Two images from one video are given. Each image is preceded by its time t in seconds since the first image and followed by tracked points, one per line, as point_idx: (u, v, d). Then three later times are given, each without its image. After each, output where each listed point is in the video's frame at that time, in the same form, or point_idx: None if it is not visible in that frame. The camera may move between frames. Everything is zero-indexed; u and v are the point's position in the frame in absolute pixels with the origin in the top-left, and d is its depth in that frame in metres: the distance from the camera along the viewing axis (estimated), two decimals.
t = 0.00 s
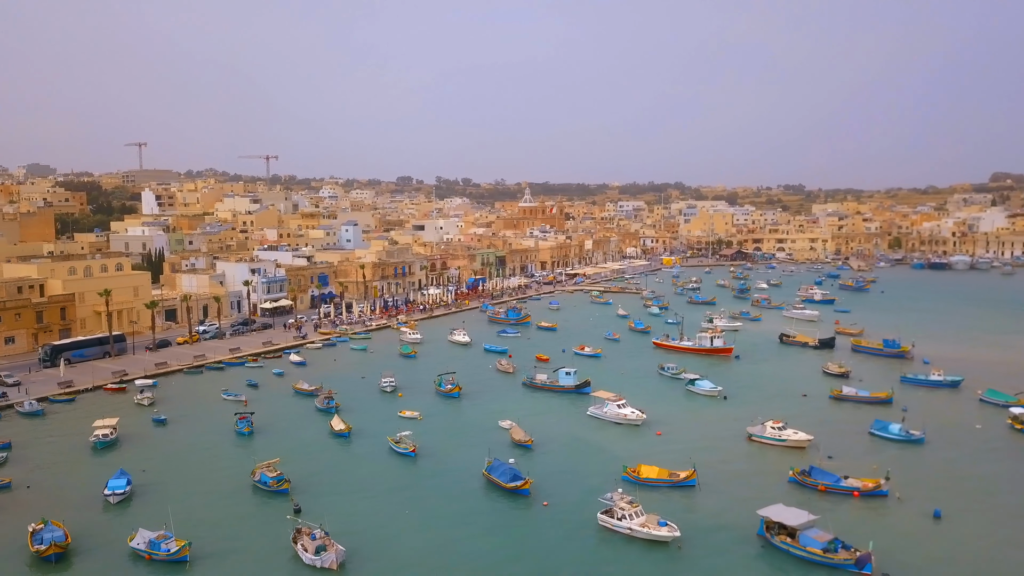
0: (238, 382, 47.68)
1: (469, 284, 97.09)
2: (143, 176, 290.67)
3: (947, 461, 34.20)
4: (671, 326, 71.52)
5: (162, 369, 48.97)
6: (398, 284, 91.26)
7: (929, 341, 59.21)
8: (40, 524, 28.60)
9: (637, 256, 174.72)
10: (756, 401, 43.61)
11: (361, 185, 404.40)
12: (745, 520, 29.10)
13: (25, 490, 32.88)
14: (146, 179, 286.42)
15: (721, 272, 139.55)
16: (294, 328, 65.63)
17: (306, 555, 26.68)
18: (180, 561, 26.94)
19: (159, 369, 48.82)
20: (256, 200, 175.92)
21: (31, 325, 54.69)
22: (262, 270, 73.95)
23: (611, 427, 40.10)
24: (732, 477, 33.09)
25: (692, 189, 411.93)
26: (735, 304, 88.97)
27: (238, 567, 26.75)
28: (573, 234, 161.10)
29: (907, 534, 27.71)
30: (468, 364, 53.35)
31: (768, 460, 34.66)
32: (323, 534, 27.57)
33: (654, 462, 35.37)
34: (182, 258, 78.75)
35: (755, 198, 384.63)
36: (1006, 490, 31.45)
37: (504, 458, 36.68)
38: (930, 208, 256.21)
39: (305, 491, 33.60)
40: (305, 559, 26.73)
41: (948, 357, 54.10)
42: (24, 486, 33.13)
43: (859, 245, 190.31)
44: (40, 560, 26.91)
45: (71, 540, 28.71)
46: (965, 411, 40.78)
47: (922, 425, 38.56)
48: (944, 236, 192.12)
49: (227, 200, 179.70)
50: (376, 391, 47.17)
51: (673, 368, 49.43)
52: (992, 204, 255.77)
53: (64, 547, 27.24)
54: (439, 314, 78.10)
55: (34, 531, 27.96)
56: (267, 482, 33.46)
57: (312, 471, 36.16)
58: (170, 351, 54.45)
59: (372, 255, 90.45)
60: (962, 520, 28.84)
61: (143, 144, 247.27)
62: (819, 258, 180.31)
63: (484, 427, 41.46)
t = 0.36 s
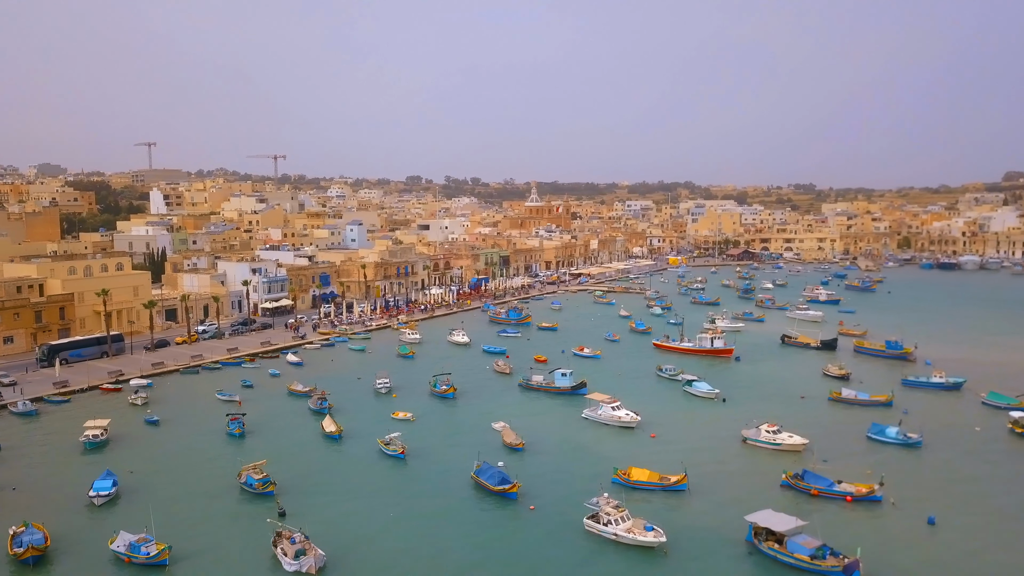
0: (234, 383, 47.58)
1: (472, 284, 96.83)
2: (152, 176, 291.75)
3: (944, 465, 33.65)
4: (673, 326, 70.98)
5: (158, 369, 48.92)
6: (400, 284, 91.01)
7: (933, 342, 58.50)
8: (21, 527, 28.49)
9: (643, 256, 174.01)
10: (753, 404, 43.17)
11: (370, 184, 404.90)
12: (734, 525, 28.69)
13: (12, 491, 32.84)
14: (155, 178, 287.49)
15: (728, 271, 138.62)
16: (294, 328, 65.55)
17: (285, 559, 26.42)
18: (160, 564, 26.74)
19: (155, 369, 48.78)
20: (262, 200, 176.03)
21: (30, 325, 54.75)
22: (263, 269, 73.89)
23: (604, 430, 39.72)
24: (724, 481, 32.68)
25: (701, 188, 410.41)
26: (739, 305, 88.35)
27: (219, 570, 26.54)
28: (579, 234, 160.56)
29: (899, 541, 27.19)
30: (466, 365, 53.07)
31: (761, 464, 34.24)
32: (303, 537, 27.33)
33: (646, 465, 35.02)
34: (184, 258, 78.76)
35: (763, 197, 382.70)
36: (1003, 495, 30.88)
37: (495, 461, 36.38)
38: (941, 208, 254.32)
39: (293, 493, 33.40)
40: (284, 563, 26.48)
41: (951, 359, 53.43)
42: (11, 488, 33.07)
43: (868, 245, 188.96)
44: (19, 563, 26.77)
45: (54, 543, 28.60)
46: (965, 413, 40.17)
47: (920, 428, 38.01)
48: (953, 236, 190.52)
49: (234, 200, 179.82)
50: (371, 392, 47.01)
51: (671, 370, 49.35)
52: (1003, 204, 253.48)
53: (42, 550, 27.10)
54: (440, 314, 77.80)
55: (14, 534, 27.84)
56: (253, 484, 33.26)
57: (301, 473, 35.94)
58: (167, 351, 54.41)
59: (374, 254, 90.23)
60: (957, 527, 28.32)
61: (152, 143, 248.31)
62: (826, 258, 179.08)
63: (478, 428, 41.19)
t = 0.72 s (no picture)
0: (228, 384, 47.54)
1: (475, 284, 96.62)
2: (161, 176, 293.16)
3: (940, 471, 33.13)
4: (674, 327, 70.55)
5: (154, 369, 48.93)
6: (403, 284, 90.91)
7: (936, 344, 57.84)
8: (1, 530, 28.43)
9: (650, 256, 173.36)
10: (749, 408, 42.79)
11: (379, 184, 405.62)
12: (722, 530, 28.32)
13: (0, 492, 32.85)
14: (164, 177, 288.86)
15: (734, 272, 137.82)
16: (293, 328, 65.45)
17: (263, 562, 26.20)
18: (138, 568, 26.63)
19: (152, 369, 48.79)
20: (270, 200, 176.38)
21: (29, 324, 54.84)
22: (264, 269, 73.87)
23: (597, 432, 39.45)
24: (715, 486, 32.23)
25: (710, 188, 408.77)
26: (744, 306, 87.80)
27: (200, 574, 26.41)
28: (584, 234, 159.95)
29: (890, 548, 26.77)
30: (463, 367, 52.89)
31: (753, 469, 33.78)
32: (282, 542, 27.08)
33: (637, 468, 34.70)
34: (186, 258, 78.94)
35: (773, 197, 380.74)
36: (999, 503, 30.31)
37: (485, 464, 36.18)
38: (951, 208, 252.06)
39: (280, 496, 33.17)
40: (262, 567, 26.20)
41: (954, 361, 52.83)
42: None
43: (877, 245, 187.60)
44: None
45: (36, 545, 28.50)
46: (965, 418, 39.53)
47: (918, 434, 37.41)
48: (964, 236, 188.76)
49: (241, 201, 180.30)
50: (366, 393, 46.87)
51: (669, 372, 49.08)
52: (1015, 204, 251.29)
53: (20, 552, 27.04)
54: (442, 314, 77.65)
55: None
56: (238, 487, 33.07)
57: (290, 474, 35.80)
58: (165, 351, 54.45)
59: (377, 254, 90.13)
60: (949, 534, 27.88)
61: (163, 143, 249.52)
62: (835, 259, 177.86)
63: (470, 430, 40.96)
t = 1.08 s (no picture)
0: (224, 384, 47.47)
1: (478, 284, 96.41)
2: (172, 176, 294.88)
3: (935, 475, 32.65)
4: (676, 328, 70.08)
5: (151, 369, 48.93)
6: (406, 284, 90.81)
7: (940, 346, 57.16)
8: None
9: (657, 256, 172.75)
10: (746, 410, 42.35)
11: (389, 184, 406.43)
12: (709, 535, 27.95)
13: None
14: (174, 178, 290.54)
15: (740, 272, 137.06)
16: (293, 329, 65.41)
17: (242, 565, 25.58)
18: (116, 571, 26.51)
19: (148, 369, 48.80)
20: (277, 200, 176.83)
21: (28, 324, 54.98)
22: (266, 269, 73.84)
23: (590, 434, 39.14)
24: (705, 490, 31.86)
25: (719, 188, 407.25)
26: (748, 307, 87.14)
27: None
28: (591, 234, 159.61)
29: (879, 553, 26.34)
30: (460, 368, 52.65)
31: (745, 474, 33.34)
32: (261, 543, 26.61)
33: (628, 471, 34.37)
34: (188, 258, 79.10)
35: (783, 198, 378.73)
36: (994, 509, 29.75)
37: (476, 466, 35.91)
38: (963, 207, 249.87)
39: (267, 498, 33.02)
40: (240, 570, 25.69)
41: (957, 363, 52.15)
42: None
43: (886, 245, 186.19)
44: None
45: (20, 546, 28.48)
46: (965, 421, 38.90)
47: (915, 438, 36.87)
48: (974, 236, 187.01)
49: (249, 200, 180.82)
50: (361, 394, 46.70)
51: (666, 374, 48.65)
52: None
53: None
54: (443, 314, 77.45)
55: None
56: (224, 489, 32.92)
57: (279, 476, 35.66)
58: (163, 351, 54.47)
59: (380, 254, 90.03)
60: (941, 540, 27.40)
61: (173, 144, 250.84)
62: (843, 259, 176.61)
63: (463, 431, 40.70)
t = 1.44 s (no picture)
0: (220, 384, 47.47)
1: (482, 284, 96.23)
2: (182, 176, 296.32)
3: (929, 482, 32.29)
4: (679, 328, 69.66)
5: (149, 369, 49.00)
6: (409, 284, 90.74)
7: (944, 348, 56.58)
8: None
9: (664, 256, 172.08)
10: (742, 413, 42.03)
11: (398, 184, 407.01)
12: (697, 541, 27.70)
13: None
14: (185, 177, 292.03)
15: (748, 272, 136.27)
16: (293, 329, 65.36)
17: (221, 568, 25.08)
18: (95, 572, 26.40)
19: (146, 369, 48.87)
20: (284, 200, 177.25)
21: (29, 324, 55.15)
22: (268, 269, 73.82)
23: (583, 437, 38.92)
24: (695, 495, 31.54)
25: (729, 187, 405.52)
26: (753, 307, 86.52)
27: None
28: (597, 233, 158.98)
29: (868, 560, 26.04)
30: (457, 369, 52.53)
31: (738, 480, 33.00)
32: (242, 547, 26.13)
33: (619, 475, 34.14)
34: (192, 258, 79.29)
35: (793, 197, 376.55)
36: (987, 519, 29.34)
37: (467, 467, 35.75)
38: (976, 208, 247.41)
39: (256, 499, 32.99)
40: (219, 574, 25.14)
41: (960, 365, 51.58)
42: None
43: (896, 245, 184.71)
44: None
45: (7, 546, 28.51)
46: (964, 425, 38.39)
47: (912, 444, 36.41)
48: (986, 236, 185.23)
49: (256, 200, 181.30)
50: (356, 395, 46.64)
51: (664, 375, 48.35)
52: None
53: None
54: (445, 314, 77.29)
55: None
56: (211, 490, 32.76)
57: (270, 476, 35.61)
58: (162, 351, 54.55)
59: (384, 254, 89.96)
60: (931, 547, 27.08)
61: (183, 144, 251.82)
62: (853, 259, 175.31)
63: (457, 433, 40.57)
